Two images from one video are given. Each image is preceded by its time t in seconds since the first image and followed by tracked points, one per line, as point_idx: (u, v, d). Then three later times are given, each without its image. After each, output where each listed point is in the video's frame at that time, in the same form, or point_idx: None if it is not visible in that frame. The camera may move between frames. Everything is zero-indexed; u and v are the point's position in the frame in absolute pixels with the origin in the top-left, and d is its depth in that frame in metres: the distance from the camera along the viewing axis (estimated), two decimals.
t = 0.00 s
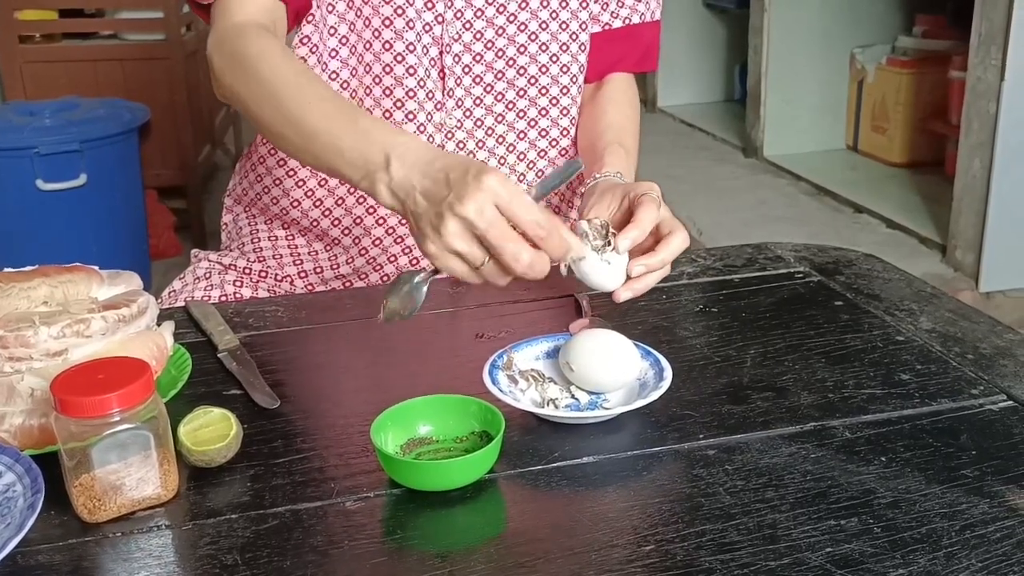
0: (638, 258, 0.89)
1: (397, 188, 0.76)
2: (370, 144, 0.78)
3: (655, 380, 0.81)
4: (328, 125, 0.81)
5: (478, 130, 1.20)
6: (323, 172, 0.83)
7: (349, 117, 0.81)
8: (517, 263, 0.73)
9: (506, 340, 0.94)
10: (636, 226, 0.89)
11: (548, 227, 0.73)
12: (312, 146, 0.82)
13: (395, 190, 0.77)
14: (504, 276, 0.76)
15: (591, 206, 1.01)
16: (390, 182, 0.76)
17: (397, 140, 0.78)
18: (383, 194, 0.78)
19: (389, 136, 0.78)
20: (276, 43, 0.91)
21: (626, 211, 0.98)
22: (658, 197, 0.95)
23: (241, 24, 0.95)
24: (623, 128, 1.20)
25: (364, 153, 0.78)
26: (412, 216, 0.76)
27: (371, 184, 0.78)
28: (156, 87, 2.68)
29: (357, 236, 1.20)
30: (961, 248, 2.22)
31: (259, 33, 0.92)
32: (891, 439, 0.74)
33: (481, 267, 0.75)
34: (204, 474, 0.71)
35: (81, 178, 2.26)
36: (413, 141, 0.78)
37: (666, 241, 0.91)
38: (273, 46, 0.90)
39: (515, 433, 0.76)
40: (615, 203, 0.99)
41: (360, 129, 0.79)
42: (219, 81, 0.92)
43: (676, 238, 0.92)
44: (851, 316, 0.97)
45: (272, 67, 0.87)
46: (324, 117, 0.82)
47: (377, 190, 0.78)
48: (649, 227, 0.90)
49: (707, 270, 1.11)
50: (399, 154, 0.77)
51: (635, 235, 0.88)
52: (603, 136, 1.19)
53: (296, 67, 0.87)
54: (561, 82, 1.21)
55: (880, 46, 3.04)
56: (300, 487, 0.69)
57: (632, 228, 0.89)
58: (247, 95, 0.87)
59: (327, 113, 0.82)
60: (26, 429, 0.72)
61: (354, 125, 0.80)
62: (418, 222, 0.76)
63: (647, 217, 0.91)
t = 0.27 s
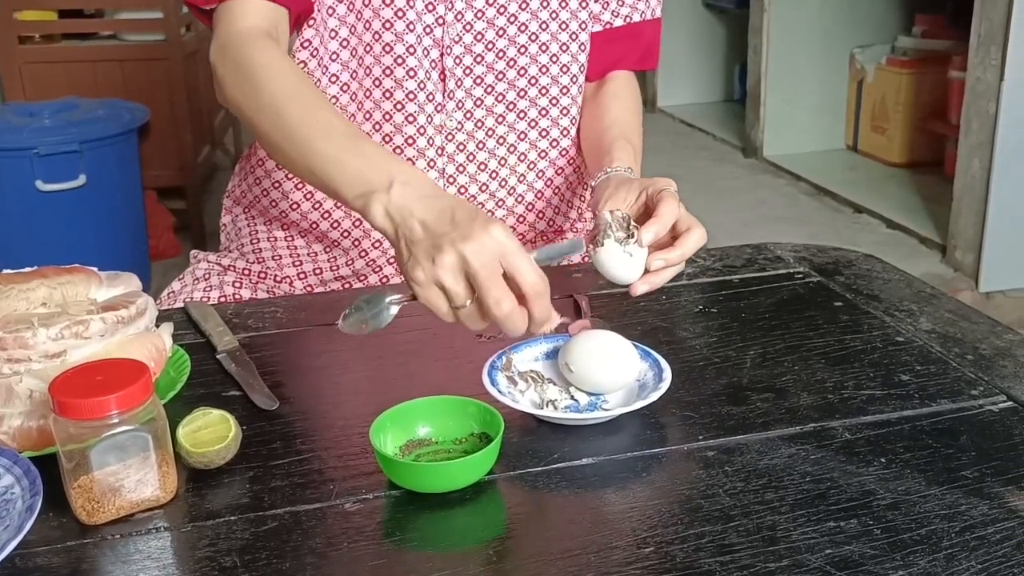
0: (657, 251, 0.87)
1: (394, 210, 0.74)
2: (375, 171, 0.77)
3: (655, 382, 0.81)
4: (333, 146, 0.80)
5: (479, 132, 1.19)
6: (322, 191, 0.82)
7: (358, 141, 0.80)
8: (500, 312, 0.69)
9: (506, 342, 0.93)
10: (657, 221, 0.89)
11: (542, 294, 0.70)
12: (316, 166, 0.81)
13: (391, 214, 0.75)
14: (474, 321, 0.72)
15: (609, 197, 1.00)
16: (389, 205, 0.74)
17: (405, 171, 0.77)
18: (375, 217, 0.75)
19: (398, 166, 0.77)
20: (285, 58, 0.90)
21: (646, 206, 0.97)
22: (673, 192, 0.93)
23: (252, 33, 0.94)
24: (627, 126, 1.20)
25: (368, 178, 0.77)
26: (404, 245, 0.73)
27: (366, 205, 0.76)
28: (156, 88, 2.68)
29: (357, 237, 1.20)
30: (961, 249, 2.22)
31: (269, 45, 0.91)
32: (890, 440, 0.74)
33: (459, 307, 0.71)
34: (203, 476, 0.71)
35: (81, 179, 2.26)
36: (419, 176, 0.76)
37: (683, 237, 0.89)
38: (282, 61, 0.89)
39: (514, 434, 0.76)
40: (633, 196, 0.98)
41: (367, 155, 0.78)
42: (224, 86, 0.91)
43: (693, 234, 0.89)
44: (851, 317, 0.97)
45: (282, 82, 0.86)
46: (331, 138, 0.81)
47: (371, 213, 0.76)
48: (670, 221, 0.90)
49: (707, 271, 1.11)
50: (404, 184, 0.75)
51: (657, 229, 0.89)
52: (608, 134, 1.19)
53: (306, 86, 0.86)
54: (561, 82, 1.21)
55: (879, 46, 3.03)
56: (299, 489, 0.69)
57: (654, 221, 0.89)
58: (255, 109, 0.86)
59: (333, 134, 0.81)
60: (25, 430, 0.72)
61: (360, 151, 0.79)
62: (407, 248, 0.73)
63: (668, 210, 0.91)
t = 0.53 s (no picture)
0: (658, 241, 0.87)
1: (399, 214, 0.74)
2: (381, 175, 0.77)
3: (654, 382, 0.82)
4: (338, 150, 0.80)
5: (478, 133, 1.19)
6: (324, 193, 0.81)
7: (363, 146, 0.80)
8: (497, 332, 0.69)
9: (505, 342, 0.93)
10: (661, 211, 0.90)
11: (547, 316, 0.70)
12: (320, 171, 0.80)
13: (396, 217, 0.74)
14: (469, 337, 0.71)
15: (615, 183, 1.00)
16: (394, 209, 0.74)
17: (410, 176, 0.76)
18: (379, 221, 0.75)
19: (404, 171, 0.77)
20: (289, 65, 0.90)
21: (651, 197, 0.97)
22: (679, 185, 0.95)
23: (255, 38, 0.94)
24: (627, 121, 1.20)
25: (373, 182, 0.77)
26: (406, 250, 0.72)
27: (371, 209, 0.76)
28: (156, 88, 2.68)
29: (357, 238, 1.20)
30: (960, 249, 2.22)
31: (273, 53, 0.91)
32: (890, 440, 0.74)
33: (458, 323, 0.70)
34: (203, 477, 0.71)
35: (81, 180, 2.26)
36: (425, 181, 0.76)
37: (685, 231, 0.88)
38: (286, 68, 0.89)
39: (514, 435, 0.76)
40: (639, 184, 0.99)
41: (372, 159, 0.78)
42: (226, 91, 0.91)
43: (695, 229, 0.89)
44: (851, 318, 0.97)
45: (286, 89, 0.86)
46: (335, 143, 0.80)
47: (375, 217, 0.75)
48: (676, 210, 0.91)
49: (707, 271, 1.11)
50: (410, 189, 0.75)
51: (662, 219, 0.90)
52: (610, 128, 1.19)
53: (309, 92, 0.86)
54: (560, 83, 1.21)
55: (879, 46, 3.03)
56: (299, 490, 0.69)
57: (658, 211, 0.90)
58: (257, 114, 0.86)
59: (337, 139, 0.81)
60: (25, 432, 0.72)
61: (364, 155, 0.79)
62: (409, 255, 0.72)
63: (674, 201, 0.92)
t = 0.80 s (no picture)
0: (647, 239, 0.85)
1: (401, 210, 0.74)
2: (381, 170, 0.77)
3: (654, 381, 0.82)
4: (337, 146, 0.80)
5: (479, 129, 1.19)
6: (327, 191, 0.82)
7: (362, 140, 0.80)
8: (495, 322, 0.69)
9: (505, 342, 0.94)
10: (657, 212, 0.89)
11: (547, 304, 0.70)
12: (321, 167, 0.81)
13: (397, 214, 0.74)
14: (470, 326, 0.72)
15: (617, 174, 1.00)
16: (396, 205, 0.74)
17: (411, 170, 0.76)
18: (382, 217, 0.75)
19: (403, 165, 0.77)
20: (289, 62, 0.90)
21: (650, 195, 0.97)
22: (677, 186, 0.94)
23: (255, 38, 0.94)
24: (630, 118, 1.20)
25: (373, 177, 0.77)
26: (408, 246, 0.73)
27: (373, 204, 0.76)
28: (155, 88, 2.68)
29: (357, 237, 1.20)
30: (960, 248, 2.22)
31: (273, 52, 0.91)
32: (889, 439, 0.74)
33: (458, 314, 0.71)
34: (203, 475, 0.71)
35: (80, 180, 2.26)
36: (426, 173, 0.76)
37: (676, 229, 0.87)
38: (286, 66, 0.89)
39: (514, 434, 0.76)
40: (638, 178, 0.98)
41: (372, 154, 0.78)
42: (227, 91, 0.91)
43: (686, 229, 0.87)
44: (850, 316, 0.97)
45: (286, 87, 0.86)
46: (334, 138, 0.81)
47: (377, 213, 0.76)
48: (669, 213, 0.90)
49: (706, 270, 1.11)
50: (411, 183, 0.75)
51: (658, 220, 0.89)
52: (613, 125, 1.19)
53: (309, 89, 0.86)
54: (561, 79, 1.21)
55: (879, 45, 3.03)
56: (299, 489, 0.69)
57: (654, 212, 0.89)
58: (258, 113, 0.86)
59: (337, 135, 0.81)
60: (25, 431, 0.72)
61: (364, 150, 0.79)
62: (412, 251, 0.73)
63: (669, 202, 0.91)
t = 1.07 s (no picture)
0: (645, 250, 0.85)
1: (394, 212, 0.74)
2: (373, 172, 0.77)
3: (654, 380, 0.82)
4: (330, 149, 0.80)
5: (478, 129, 1.19)
6: (322, 193, 0.82)
7: (357, 143, 0.80)
8: (494, 321, 0.69)
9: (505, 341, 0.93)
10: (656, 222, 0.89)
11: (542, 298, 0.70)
12: (315, 170, 0.81)
13: (390, 216, 0.74)
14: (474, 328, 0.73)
15: (617, 179, 1.00)
16: (388, 209, 0.74)
17: (404, 173, 0.76)
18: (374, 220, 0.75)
19: (397, 168, 0.77)
20: (286, 63, 0.90)
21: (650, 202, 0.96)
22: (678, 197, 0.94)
23: (252, 39, 0.94)
24: (632, 120, 1.19)
25: (366, 180, 0.77)
26: (402, 248, 0.73)
27: (365, 207, 0.76)
28: (155, 88, 2.68)
29: (356, 237, 1.20)
30: (960, 247, 2.22)
31: (271, 53, 0.91)
32: (890, 437, 0.74)
33: (458, 315, 0.71)
34: (203, 475, 0.71)
35: (80, 180, 2.26)
36: (420, 177, 0.76)
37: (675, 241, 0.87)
38: (283, 66, 0.89)
39: (514, 433, 0.76)
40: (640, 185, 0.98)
41: (365, 156, 0.78)
42: (225, 92, 0.91)
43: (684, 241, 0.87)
44: (850, 315, 0.97)
45: (283, 88, 0.86)
46: (328, 142, 0.81)
47: (370, 215, 0.76)
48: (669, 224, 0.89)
49: (706, 270, 1.11)
50: (403, 186, 0.75)
51: (657, 230, 0.88)
52: (615, 128, 1.19)
53: (305, 91, 0.86)
54: (559, 79, 1.21)
55: (879, 45, 3.03)
56: (299, 488, 0.69)
57: (653, 223, 0.88)
58: (255, 114, 0.86)
59: (330, 138, 0.81)
60: (25, 430, 0.72)
61: (357, 153, 0.79)
62: (407, 253, 0.73)
63: (669, 212, 0.90)
